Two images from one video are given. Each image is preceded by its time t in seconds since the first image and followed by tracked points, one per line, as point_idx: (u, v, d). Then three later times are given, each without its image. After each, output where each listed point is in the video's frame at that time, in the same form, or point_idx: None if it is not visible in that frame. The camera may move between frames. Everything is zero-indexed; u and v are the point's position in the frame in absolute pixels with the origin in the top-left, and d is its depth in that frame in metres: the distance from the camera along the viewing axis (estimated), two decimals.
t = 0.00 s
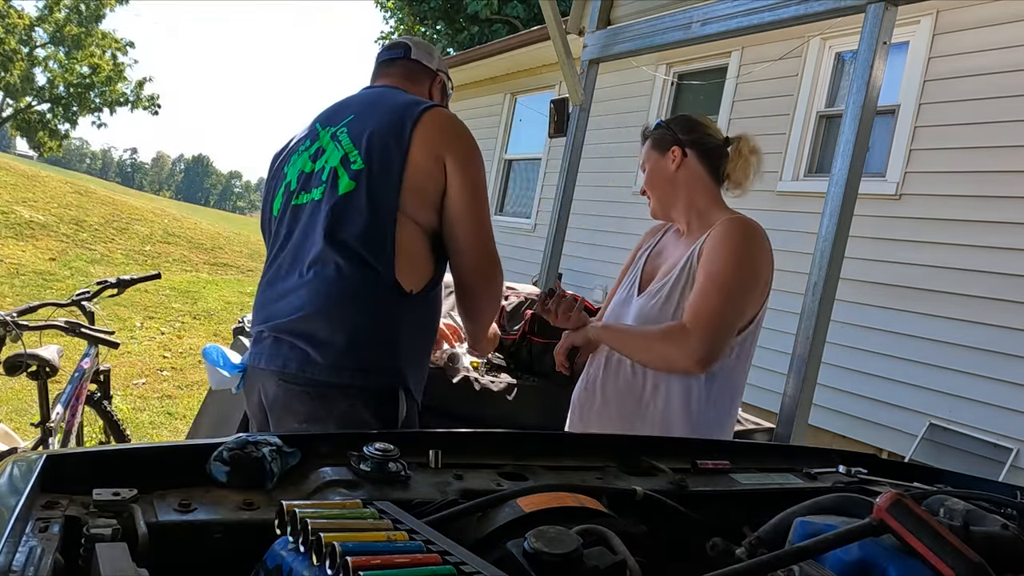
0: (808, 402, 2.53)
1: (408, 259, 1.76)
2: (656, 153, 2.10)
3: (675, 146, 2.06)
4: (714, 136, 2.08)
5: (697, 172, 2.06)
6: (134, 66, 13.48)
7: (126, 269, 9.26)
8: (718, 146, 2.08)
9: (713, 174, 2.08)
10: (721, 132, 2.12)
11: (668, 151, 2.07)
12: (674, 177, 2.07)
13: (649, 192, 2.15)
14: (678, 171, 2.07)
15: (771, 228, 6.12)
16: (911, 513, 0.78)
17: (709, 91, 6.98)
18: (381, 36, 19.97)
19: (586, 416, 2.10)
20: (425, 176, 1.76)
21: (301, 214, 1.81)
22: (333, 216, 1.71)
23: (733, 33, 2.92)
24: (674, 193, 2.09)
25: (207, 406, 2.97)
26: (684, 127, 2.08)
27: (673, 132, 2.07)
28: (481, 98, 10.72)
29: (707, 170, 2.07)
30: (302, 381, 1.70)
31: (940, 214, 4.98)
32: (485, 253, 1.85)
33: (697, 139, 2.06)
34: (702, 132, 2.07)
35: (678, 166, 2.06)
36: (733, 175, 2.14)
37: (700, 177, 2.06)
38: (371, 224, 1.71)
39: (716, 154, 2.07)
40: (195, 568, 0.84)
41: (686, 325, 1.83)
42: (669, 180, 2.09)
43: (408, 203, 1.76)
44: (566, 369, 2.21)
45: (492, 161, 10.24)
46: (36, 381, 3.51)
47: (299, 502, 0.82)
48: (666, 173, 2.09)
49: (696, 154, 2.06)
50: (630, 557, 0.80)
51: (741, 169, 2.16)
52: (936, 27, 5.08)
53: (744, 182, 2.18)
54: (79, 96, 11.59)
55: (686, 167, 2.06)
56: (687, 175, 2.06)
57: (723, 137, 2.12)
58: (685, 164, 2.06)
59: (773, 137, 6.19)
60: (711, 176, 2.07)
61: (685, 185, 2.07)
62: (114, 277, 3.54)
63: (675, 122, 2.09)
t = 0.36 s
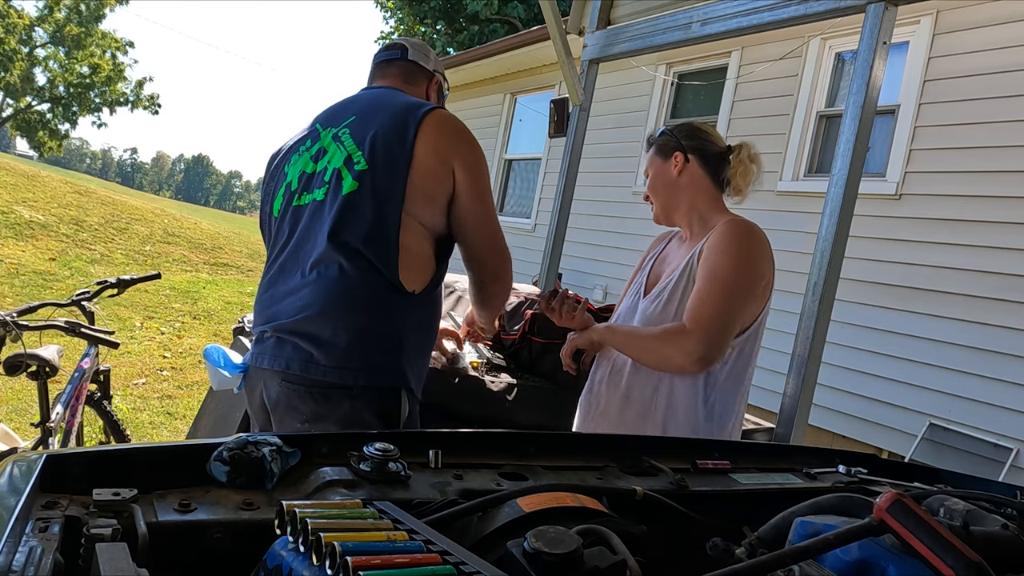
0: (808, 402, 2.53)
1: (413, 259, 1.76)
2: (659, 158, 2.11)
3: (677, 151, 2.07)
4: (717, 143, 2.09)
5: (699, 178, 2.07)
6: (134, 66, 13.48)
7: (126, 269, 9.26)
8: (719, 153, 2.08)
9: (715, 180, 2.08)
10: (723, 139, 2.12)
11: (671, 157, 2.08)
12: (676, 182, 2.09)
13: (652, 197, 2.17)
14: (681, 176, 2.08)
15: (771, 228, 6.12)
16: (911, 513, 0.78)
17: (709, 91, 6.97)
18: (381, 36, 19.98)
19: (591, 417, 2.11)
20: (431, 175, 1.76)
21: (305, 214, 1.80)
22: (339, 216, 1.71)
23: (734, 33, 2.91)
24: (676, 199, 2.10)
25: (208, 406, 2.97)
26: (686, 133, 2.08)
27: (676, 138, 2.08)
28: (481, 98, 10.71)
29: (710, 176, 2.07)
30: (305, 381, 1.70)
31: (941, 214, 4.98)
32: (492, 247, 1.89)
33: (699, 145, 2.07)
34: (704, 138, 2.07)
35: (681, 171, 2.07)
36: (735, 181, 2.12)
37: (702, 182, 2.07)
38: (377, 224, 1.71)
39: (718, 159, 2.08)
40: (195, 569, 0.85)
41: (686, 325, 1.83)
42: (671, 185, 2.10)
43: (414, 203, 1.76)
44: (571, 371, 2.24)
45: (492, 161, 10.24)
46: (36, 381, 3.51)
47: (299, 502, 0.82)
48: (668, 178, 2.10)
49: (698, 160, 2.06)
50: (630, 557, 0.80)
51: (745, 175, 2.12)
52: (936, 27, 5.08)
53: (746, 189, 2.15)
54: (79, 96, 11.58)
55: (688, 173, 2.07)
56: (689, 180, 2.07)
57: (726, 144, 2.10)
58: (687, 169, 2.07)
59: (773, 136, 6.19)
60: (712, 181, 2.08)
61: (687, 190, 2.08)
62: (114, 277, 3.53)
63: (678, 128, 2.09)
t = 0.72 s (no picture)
0: (808, 402, 2.53)
1: (417, 259, 1.76)
2: (664, 164, 2.13)
3: (681, 157, 2.09)
4: (721, 148, 2.10)
5: (704, 182, 2.08)
6: (134, 66, 13.47)
7: (126, 270, 9.26)
8: (724, 158, 2.09)
9: (719, 184, 2.09)
10: (728, 145, 2.12)
11: (676, 161, 2.10)
12: (681, 187, 2.10)
13: (657, 203, 2.18)
14: (685, 180, 2.09)
15: (771, 228, 6.12)
16: (911, 513, 0.78)
17: (709, 91, 6.97)
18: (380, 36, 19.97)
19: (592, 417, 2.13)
20: (434, 176, 1.77)
21: (306, 215, 1.80)
22: (343, 217, 1.71)
23: (733, 33, 2.91)
24: (681, 203, 2.11)
25: (208, 407, 2.97)
26: (691, 139, 2.10)
27: (680, 144, 2.10)
28: (481, 98, 10.71)
29: (714, 180, 2.08)
30: (308, 381, 1.70)
31: (941, 213, 4.97)
32: (495, 244, 1.90)
33: (702, 149, 2.08)
34: (708, 144, 2.09)
35: (685, 175, 2.09)
36: (740, 184, 2.10)
37: (707, 187, 2.08)
38: (380, 223, 1.71)
39: (722, 164, 2.08)
40: (196, 568, 0.85)
41: (690, 327, 1.84)
42: (676, 190, 2.11)
43: (417, 204, 1.76)
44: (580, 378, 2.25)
45: (492, 161, 10.24)
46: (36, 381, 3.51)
47: (299, 501, 0.82)
48: (673, 183, 2.11)
49: (702, 163, 2.07)
50: (630, 557, 0.80)
51: (751, 178, 2.10)
52: (936, 27, 5.08)
53: (752, 194, 2.13)
54: (79, 96, 11.58)
55: (693, 177, 2.08)
56: (693, 184, 2.08)
57: (732, 150, 2.11)
58: (691, 174, 2.08)
59: (773, 136, 6.19)
60: (717, 185, 2.09)
61: (691, 194, 2.09)
62: (114, 277, 3.53)
63: (682, 134, 2.11)
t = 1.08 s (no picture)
0: (809, 402, 2.53)
1: (416, 259, 1.76)
2: (667, 168, 2.14)
3: (684, 160, 2.09)
4: (723, 151, 2.10)
5: (707, 184, 2.08)
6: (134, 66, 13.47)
7: (126, 270, 9.27)
8: (726, 160, 2.09)
9: (722, 186, 2.09)
10: (729, 149, 2.13)
11: (679, 164, 2.10)
12: (684, 190, 2.10)
13: (661, 207, 2.19)
14: (688, 183, 2.09)
15: (771, 228, 6.11)
16: (911, 513, 0.78)
17: (709, 91, 6.97)
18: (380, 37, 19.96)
19: (595, 415, 2.13)
20: (433, 176, 1.77)
21: (306, 215, 1.80)
22: (342, 216, 1.71)
23: (734, 33, 2.91)
24: (685, 205, 2.11)
25: (208, 407, 2.97)
26: (693, 143, 2.11)
27: (682, 147, 2.11)
28: (481, 98, 10.71)
29: (717, 183, 2.08)
30: (309, 381, 1.70)
31: (941, 213, 4.98)
32: (495, 244, 1.90)
33: (705, 152, 2.09)
34: (711, 147, 2.10)
35: (688, 178, 2.09)
36: (740, 185, 2.08)
37: (710, 189, 2.08)
38: (381, 223, 1.71)
39: (725, 167, 2.09)
40: (195, 568, 0.85)
41: (691, 324, 1.83)
42: (679, 192, 2.11)
43: (416, 204, 1.76)
44: (584, 375, 2.25)
45: (492, 161, 10.24)
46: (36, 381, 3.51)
47: (298, 502, 0.82)
48: (676, 186, 2.11)
49: (704, 166, 2.08)
50: (630, 557, 0.80)
51: (750, 179, 2.09)
52: (936, 27, 5.08)
53: (751, 195, 2.11)
54: (79, 96, 11.57)
55: (696, 180, 2.09)
56: (696, 187, 2.09)
57: (735, 153, 2.12)
58: (695, 176, 2.08)
59: (773, 137, 6.19)
60: (720, 188, 2.09)
61: (695, 196, 2.09)
62: (114, 277, 3.53)
63: (685, 138, 2.13)
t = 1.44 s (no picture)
0: (808, 402, 2.53)
1: (415, 258, 1.76)
2: (667, 173, 2.13)
3: (685, 163, 2.09)
4: (723, 155, 2.11)
5: (708, 187, 2.08)
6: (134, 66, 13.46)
7: (126, 270, 9.29)
8: (726, 164, 2.10)
9: (723, 189, 2.09)
10: (727, 151, 2.13)
11: (680, 168, 2.10)
12: (686, 193, 2.10)
13: (662, 211, 2.18)
14: (690, 187, 2.09)
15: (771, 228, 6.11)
16: (911, 513, 0.78)
17: (709, 91, 6.97)
18: (380, 37, 19.95)
19: (596, 417, 2.13)
20: (432, 177, 1.77)
21: (305, 215, 1.80)
22: (341, 216, 1.71)
23: (734, 33, 2.91)
24: (686, 208, 2.11)
25: (208, 407, 2.97)
26: (693, 147, 2.12)
27: (682, 151, 2.11)
28: (481, 98, 10.71)
29: (718, 186, 2.08)
30: (308, 381, 1.70)
31: (940, 213, 4.98)
32: (495, 244, 1.91)
33: (705, 156, 2.09)
34: (711, 151, 2.10)
35: (689, 182, 2.09)
36: (740, 187, 2.10)
37: (712, 192, 2.07)
38: (380, 223, 1.71)
39: (725, 170, 2.09)
40: (195, 567, 0.85)
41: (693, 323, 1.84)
42: (681, 196, 2.11)
43: (416, 204, 1.76)
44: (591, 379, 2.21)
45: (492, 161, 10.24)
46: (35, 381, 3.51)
47: (298, 501, 0.82)
48: (678, 190, 2.11)
49: (705, 169, 2.08)
50: (630, 557, 0.80)
51: (750, 182, 2.11)
52: (936, 27, 5.08)
53: (751, 198, 2.14)
54: (80, 96, 11.57)
55: (697, 183, 2.08)
56: (698, 191, 2.08)
57: (734, 156, 2.12)
58: (696, 180, 2.08)
59: (774, 136, 6.18)
60: (721, 190, 2.09)
61: (697, 200, 2.09)
62: (114, 277, 3.53)
63: (685, 143, 2.13)
